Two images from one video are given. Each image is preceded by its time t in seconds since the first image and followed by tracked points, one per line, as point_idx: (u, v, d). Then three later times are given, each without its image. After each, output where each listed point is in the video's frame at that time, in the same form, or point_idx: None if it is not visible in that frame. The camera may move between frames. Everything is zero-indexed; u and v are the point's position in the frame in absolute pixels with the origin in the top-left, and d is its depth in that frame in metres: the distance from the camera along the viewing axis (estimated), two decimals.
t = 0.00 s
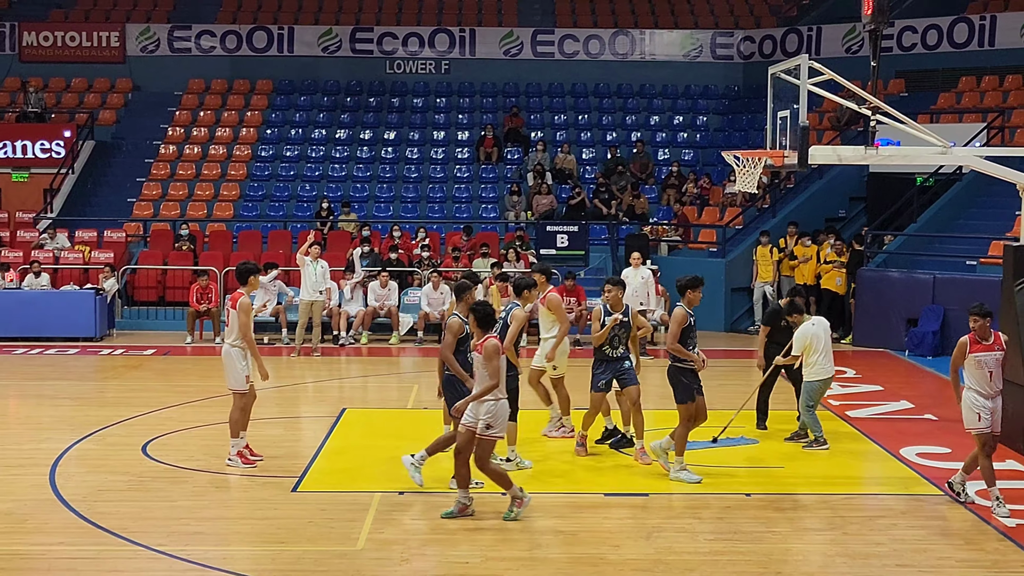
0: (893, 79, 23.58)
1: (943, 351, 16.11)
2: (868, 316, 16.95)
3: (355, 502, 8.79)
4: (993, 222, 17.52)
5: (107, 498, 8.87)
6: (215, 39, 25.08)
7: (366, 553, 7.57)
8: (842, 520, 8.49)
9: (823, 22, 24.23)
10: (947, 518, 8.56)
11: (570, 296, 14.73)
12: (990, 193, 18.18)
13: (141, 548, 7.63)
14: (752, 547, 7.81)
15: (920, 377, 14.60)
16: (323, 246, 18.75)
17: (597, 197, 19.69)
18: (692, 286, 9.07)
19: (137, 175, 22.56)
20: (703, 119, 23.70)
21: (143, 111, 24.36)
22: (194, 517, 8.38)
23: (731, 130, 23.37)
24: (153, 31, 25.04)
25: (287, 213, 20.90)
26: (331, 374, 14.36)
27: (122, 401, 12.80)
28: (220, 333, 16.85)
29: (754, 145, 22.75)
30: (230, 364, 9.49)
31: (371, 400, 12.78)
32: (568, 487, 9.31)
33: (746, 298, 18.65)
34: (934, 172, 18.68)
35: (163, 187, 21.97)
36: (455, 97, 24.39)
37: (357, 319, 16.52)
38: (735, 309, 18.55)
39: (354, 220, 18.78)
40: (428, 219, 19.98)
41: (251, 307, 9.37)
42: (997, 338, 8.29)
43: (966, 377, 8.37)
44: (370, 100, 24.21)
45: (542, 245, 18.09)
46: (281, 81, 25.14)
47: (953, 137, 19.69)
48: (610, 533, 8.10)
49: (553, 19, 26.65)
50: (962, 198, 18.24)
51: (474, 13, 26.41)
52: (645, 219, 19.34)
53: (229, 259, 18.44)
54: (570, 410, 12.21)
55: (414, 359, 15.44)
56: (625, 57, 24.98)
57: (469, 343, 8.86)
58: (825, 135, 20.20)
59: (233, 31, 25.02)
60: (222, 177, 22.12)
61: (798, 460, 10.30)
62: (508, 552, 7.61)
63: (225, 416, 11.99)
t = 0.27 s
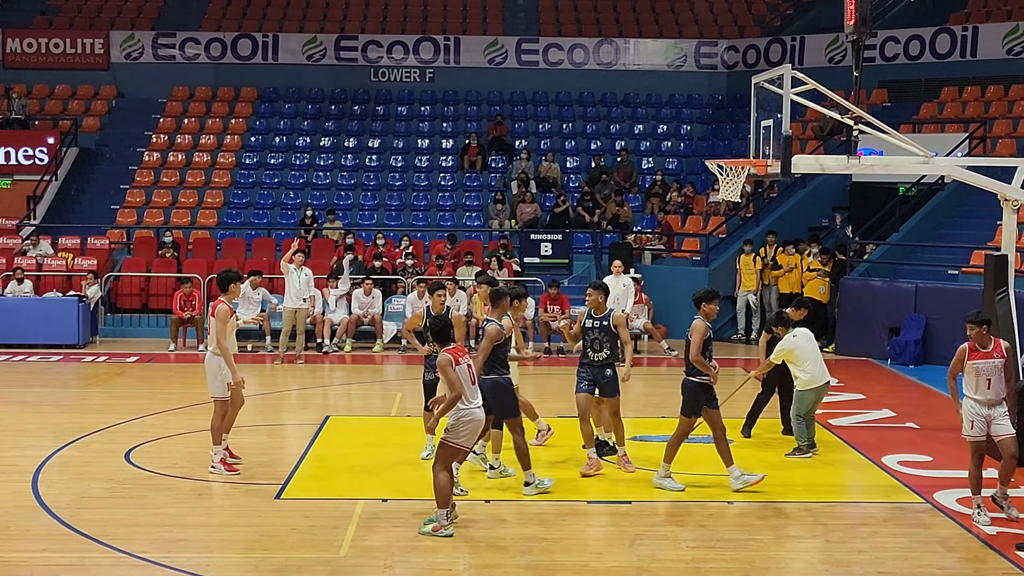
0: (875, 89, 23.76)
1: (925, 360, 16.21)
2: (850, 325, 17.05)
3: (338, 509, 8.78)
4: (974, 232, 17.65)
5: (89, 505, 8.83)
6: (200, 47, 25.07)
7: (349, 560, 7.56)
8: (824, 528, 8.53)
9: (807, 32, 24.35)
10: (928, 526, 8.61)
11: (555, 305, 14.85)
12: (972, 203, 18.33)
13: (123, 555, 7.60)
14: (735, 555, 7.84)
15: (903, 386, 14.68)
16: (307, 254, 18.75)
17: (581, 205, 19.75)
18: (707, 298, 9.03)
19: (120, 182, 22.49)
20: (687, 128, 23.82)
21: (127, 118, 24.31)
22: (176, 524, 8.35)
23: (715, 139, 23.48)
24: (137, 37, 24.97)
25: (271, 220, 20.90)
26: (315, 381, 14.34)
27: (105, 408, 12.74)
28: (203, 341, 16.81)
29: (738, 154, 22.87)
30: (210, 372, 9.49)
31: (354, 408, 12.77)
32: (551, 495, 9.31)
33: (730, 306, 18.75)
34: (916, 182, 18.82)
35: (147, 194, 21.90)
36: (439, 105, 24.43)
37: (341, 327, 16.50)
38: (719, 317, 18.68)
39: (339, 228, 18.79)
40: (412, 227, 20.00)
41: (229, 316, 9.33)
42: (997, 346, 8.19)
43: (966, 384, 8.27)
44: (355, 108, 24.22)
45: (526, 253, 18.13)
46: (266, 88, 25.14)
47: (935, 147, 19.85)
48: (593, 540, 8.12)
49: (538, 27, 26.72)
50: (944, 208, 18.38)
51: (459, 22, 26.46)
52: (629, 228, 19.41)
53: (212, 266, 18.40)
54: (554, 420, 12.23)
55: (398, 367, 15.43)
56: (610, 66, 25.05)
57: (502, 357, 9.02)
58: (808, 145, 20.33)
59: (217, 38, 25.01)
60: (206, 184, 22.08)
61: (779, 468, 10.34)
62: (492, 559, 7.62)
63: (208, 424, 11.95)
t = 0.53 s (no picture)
0: (858, 95, 23.94)
1: (907, 364, 16.32)
2: (832, 330, 17.16)
3: (321, 512, 8.78)
4: (956, 238, 17.78)
5: (71, 507, 8.81)
6: (184, 50, 25.08)
7: (332, 561, 7.57)
8: (805, 531, 8.59)
9: (790, 39, 24.50)
10: (909, 529, 8.68)
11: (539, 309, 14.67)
12: (953, 209, 18.48)
13: (106, 556, 7.59)
14: (716, 557, 7.89)
15: (884, 391, 14.78)
16: (291, 258, 18.75)
17: (565, 210, 19.82)
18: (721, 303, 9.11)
19: (104, 185, 22.43)
20: (671, 133, 23.93)
21: (110, 120, 24.25)
22: (159, 525, 8.35)
23: (698, 144, 23.61)
24: (121, 40, 24.91)
25: (255, 224, 20.89)
26: (298, 384, 14.35)
27: (87, 410, 12.71)
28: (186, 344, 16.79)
29: (721, 159, 22.98)
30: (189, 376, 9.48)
31: (338, 411, 12.78)
32: (534, 498, 9.35)
33: (713, 311, 18.82)
34: (899, 189, 18.96)
35: (131, 197, 21.85)
36: (423, 109, 24.46)
37: (324, 330, 16.47)
38: (701, 323, 18.70)
39: (323, 231, 18.79)
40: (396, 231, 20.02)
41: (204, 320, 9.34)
42: (993, 354, 8.10)
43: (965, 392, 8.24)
44: (339, 112, 24.23)
45: (509, 257, 18.17)
46: (250, 91, 25.12)
47: (917, 154, 20.00)
48: (575, 543, 8.15)
49: (522, 32, 26.81)
50: (925, 214, 18.51)
51: (444, 26, 26.51)
52: (612, 233, 19.49)
53: (195, 269, 18.38)
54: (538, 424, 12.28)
55: (381, 371, 15.44)
56: (594, 72, 25.15)
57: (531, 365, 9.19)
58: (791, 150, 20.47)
59: (202, 42, 25.02)
60: (189, 187, 22.05)
61: (761, 472, 10.41)
62: (474, 562, 7.64)
63: (191, 426, 11.93)
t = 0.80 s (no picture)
0: (844, 102, 24.11)
1: (892, 369, 16.41)
2: (818, 335, 17.25)
3: (307, 514, 8.79)
4: (941, 244, 17.89)
5: (57, 508, 8.80)
6: (172, 53, 25.02)
7: (318, 564, 7.58)
8: (789, 534, 8.64)
9: (777, 45, 24.62)
10: (893, 533, 8.73)
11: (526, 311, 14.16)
12: (938, 215, 18.59)
13: (92, 558, 7.59)
14: (701, 560, 7.92)
15: (870, 396, 14.86)
16: (278, 261, 18.75)
17: (552, 215, 19.88)
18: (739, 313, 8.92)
19: (90, 188, 22.38)
20: (658, 138, 24.03)
21: (97, 123, 24.21)
22: (145, 528, 8.34)
23: (685, 150, 23.71)
24: (109, 43, 24.88)
25: (242, 227, 20.90)
26: (284, 387, 14.36)
27: (73, 413, 12.69)
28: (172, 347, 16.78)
29: (708, 165, 23.08)
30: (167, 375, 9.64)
31: (325, 414, 12.79)
32: (520, 501, 9.38)
33: (699, 316, 18.90)
34: (885, 195, 19.08)
35: (117, 200, 21.81)
36: (411, 114, 24.50)
37: (311, 334, 16.48)
38: (687, 327, 18.74)
39: (310, 235, 18.81)
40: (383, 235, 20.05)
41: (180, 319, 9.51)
42: (986, 359, 8.33)
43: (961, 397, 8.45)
44: (327, 116, 24.25)
45: (496, 262, 18.22)
46: (238, 95, 25.12)
47: (903, 160, 20.14)
48: (561, 545, 8.18)
49: (510, 38, 26.89)
50: (911, 220, 18.62)
51: (432, 30, 26.57)
52: (599, 237, 19.55)
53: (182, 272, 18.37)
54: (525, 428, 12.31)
55: (368, 375, 15.44)
56: (581, 77, 25.24)
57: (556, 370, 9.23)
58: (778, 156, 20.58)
59: (189, 45, 24.98)
60: (177, 191, 22.03)
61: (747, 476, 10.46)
62: (460, 564, 7.66)
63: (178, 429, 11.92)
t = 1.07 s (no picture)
0: (838, 108, 24.18)
1: (885, 375, 16.46)
2: (811, 340, 17.30)
3: (301, 518, 8.79)
4: (934, 250, 17.94)
5: (50, 512, 8.79)
6: (166, 58, 24.95)
7: (311, 567, 7.59)
8: (782, 539, 8.66)
9: (771, 51, 24.64)
10: (885, 537, 8.76)
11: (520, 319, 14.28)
12: (931, 221, 18.64)
13: (85, 561, 7.59)
14: (694, 565, 7.95)
15: (862, 401, 14.90)
16: (272, 266, 18.75)
17: (547, 220, 19.89)
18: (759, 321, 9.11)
19: (84, 193, 22.36)
20: (652, 144, 24.07)
21: (92, 128, 24.21)
22: (138, 531, 8.34)
23: (679, 156, 23.75)
24: (103, 48, 24.88)
25: (236, 232, 20.92)
26: (278, 392, 14.35)
27: (67, 417, 12.68)
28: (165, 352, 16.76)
29: (702, 170, 23.13)
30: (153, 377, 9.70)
31: (319, 419, 12.80)
32: (514, 506, 9.40)
33: (692, 321, 18.94)
34: (878, 201, 19.14)
35: (111, 205, 21.80)
36: (405, 119, 24.54)
37: (305, 339, 16.54)
38: (680, 332, 18.83)
39: (304, 239, 18.80)
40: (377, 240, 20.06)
41: (167, 321, 9.56)
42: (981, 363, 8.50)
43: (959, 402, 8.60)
44: (321, 121, 24.27)
45: (490, 267, 18.25)
46: (232, 100, 25.14)
47: (896, 166, 20.21)
48: (554, 550, 8.19)
49: (504, 43, 26.92)
50: (905, 226, 18.67)
51: (426, 36, 26.60)
52: (593, 243, 19.56)
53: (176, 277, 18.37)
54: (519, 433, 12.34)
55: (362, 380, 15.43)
56: (575, 82, 25.27)
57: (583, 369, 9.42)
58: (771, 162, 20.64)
59: (184, 50, 24.89)
60: (171, 196, 22.02)
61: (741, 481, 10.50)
62: (454, 568, 7.67)
63: (171, 433, 11.92)
